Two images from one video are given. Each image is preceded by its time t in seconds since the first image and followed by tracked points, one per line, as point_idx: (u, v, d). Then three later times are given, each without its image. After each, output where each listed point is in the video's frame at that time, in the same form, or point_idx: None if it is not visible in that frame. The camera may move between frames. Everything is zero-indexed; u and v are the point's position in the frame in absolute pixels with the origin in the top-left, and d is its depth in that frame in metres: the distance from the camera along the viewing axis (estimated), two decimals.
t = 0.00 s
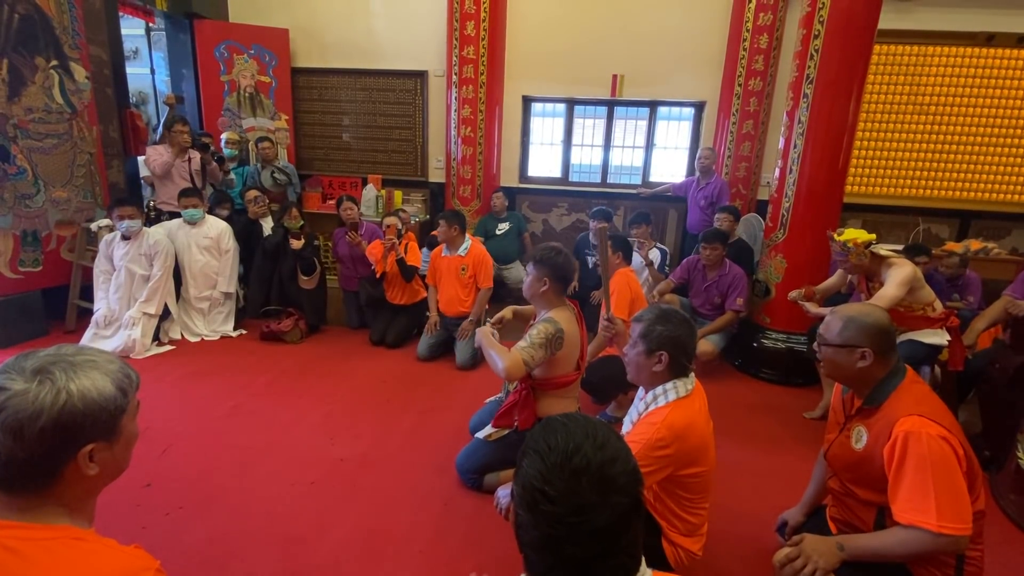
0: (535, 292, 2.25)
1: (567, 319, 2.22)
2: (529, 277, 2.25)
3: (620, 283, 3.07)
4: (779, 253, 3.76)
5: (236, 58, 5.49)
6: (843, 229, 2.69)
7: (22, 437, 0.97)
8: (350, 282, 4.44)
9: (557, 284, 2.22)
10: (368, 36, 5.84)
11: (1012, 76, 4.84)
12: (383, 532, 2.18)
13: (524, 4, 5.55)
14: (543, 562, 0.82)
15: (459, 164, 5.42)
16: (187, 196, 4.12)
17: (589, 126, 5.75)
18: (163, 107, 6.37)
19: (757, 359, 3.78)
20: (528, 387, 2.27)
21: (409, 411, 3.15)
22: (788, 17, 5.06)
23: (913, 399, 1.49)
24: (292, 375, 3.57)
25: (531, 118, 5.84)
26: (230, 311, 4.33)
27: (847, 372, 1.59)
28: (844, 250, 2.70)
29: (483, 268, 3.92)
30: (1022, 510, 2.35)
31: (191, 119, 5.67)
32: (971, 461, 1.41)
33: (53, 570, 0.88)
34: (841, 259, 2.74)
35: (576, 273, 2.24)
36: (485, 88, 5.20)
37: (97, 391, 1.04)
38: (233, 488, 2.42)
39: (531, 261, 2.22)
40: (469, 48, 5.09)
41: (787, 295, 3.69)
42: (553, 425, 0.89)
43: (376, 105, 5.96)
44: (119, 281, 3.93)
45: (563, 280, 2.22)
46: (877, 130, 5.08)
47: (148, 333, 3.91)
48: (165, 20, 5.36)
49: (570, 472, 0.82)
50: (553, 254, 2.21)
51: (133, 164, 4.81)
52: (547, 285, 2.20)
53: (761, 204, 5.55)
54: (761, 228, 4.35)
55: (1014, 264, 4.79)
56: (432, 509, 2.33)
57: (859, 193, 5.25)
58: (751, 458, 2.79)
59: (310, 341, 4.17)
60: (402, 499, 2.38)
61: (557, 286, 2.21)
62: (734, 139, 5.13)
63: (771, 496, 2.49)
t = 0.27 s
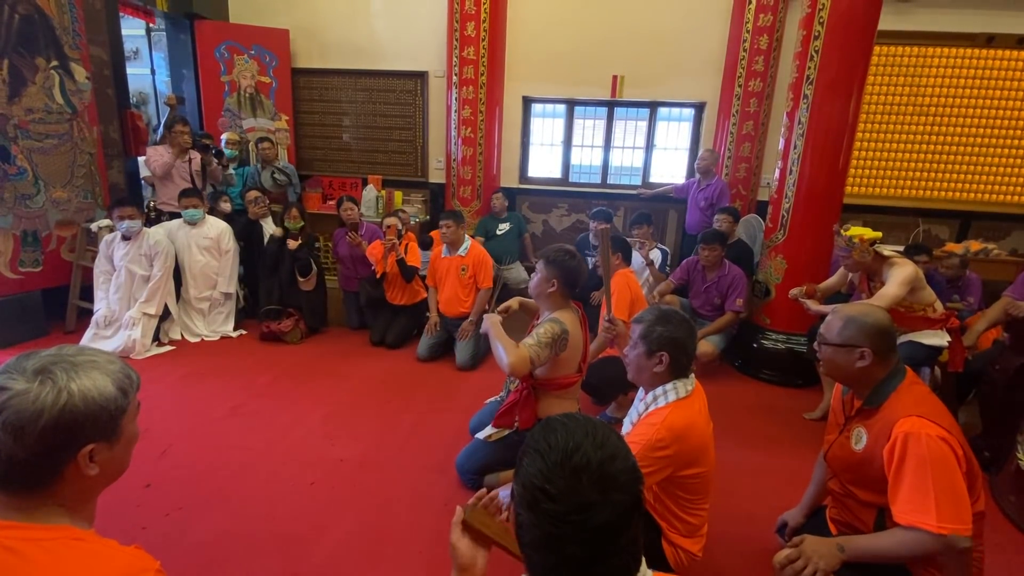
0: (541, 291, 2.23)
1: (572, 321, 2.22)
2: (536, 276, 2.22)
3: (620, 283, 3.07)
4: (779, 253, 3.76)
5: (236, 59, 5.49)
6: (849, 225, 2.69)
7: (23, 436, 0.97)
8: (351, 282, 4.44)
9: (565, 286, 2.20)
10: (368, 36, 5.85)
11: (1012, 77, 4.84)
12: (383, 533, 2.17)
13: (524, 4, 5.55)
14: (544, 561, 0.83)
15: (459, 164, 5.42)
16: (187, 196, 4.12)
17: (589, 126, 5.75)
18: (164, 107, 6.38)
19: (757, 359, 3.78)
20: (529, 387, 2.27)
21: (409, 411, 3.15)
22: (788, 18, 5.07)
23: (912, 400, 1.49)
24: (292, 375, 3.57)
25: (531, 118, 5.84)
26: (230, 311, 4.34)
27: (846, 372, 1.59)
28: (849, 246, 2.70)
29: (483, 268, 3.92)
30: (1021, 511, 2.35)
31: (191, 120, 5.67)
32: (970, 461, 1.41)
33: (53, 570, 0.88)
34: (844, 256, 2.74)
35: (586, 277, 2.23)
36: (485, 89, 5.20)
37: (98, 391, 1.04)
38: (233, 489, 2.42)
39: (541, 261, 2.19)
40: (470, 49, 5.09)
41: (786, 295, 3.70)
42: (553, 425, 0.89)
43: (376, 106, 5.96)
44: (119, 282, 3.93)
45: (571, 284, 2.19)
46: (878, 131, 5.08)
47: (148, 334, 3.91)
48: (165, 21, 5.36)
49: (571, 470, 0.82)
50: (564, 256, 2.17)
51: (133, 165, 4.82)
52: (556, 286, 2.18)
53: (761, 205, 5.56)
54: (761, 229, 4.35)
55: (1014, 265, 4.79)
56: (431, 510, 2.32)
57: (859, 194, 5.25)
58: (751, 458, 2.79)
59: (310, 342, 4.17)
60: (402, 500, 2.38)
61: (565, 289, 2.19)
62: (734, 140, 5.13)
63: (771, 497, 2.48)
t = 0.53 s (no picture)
0: (546, 291, 2.21)
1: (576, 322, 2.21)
2: (542, 276, 2.20)
3: (620, 284, 3.06)
4: (778, 254, 3.76)
5: (237, 59, 5.49)
6: (848, 227, 2.68)
7: (26, 434, 0.97)
8: (351, 283, 4.45)
9: (571, 289, 2.19)
10: (368, 37, 5.85)
11: (1012, 78, 4.84)
12: (383, 533, 2.18)
13: (524, 5, 5.55)
14: (548, 562, 0.83)
15: (459, 165, 5.42)
16: (188, 196, 4.12)
17: (589, 127, 5.76)
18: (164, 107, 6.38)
19: (757, 360, 3.78)
20: (528, 386, 2.27)
21: (409, 411, 3.15)
22: (788, 19, 5.07)
23: (912, 401, 1.49)
24: (292, 375, 3.57)
25: (532, 119, 5.85)
26: (230, 311, 4.34)
27: (845, 372, 1.59)
28: (848, 248, 2.69)
29: (483, 268, 3.92)
30: (1021, 512, 2.35)
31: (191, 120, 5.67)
32: (970, 462, 1.42)
33: (54, 569, 0.88)
34: (844, 257, 2.74)
35: (594, 283, 2.21)
36: (485, 89, 5.20)
37: (101, 390, 1.04)
38: (233, 489, 2.42)
39: (551, 261, 2.17)
40: (470, 50, 5.09)
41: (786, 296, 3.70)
42: (556, 425, 0.89)
43: (376, 106, 5.96)
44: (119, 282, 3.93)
45: (579, 287, 2.18)
46: (877, 132, 5.09)
47: (148, 334, 3.91)
48: (165, 21, 5.36)
49: (575, 471, 0.83)
50: (573, 259, 2.15)
51: (133, 165, 4.82)
52: (562, 288, 2.16)
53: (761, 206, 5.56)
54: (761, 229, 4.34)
55: (1013, 266, 4.79)
56: (431, 510, 2.32)
57: (859, 195, 5.26)
58: (751, 459, 2.79)
59: (310, 342, 4.18)
60: (402, 501, 2.38)
61: (571, 292, 2.17)
62: (734, 140, 5.13)
63: (771, 497, 2.49)
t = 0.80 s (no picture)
0: (549, 290, 2.20)
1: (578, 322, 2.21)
2: (546, 276, 2.19)
3: (620, 285, 3.06)
4: (779, 255, 3.76)
5: (237, 59, 5.49)
6: (842, 233, 2.69)
7: (26, 434, 0.97)
8: (350, 283, 4.45)
9: (575, 290, 2.18)
10: (368, 37, 5.85)
11: (1012, 79, 4.84)
12: (382, 533, 2.17)
13: (524, 6, 5.55)
14: (548, 561, 0.82)
15: (459, 165, 5.42)
16: (189, 196, 4.12)
17: (589, 128, 5.76)
18: (164, 107, 6.38)
19: (756, 361, 3.78)
20: (527, 385, 2.27)
21: (409, 412, 3.15)
22: (788, 20, 5.07)
23: (909, 400, 1.49)
24: (292, 375, 3.57)
25: (532, 120, 5.85)
26: (230, 311, 4.34)
27: (845, 371, 1.60)
28: (844, 253, 2.69)
29: (483, 268, 3.92)
30: (1020, 512, 2.35)
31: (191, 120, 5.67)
32: (968, 461, 1.41)
33: (54, 568, 0.88)
34: (841, 262, 2.73)
35: (598, 286, 2.20)
36: (485, 90, 5.21)
37: (101, 389, 1.04)
38: (232, 489, 2.42)
39: (557, 261, 2.15)
40: (470, 50, 5.09)
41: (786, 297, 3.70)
42: (554, 424, 0.89)
43: (376, 106, 5.96)
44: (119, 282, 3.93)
45: (582, 289, 2.17)
46: (877, 133, 5.09)
47: (148, 333, 3.91)
48: (165, 21, 5.36)
49: (574, 470, 0.83)
50: (578, 263, 2.13)
51: (133, 165, 4.82)
52: (565, 289, 2.16)
53: (760, 206, 5.56)
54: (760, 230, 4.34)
55: (1013, 267, 4.80)
56: (431, 510, 2.32)
57: (858, 196, 5.26)
58: (750, 460, 2.79)
59: (309, 342, 4.18)
60: (402, 501, 2.38)
61: (574, 294, 2.17)
62: (734, 141, 5.13)
63: (771, 498, 2.48)
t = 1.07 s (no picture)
0: (552, 291, 2.20)
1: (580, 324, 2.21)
2: (551, 276, 2.19)
3: (620, 285, 3.06)
4: (778, 255, 3.76)
5: (237, 59, 5.49)
6: (844, 233, 2.69)
7: (25, 434, 0.97)
8: (350, 283, 4.45)
9: (578, 293, 2.18)
10: (369, 37, 5.85)
11: (1012, 80, 4.85)
12: (382, 534, 2.18)
13: (525, 6, 5.56)
14: (550, 565, 0.83)
15: (459, 165, 5.42)
16: (189, 196, 4.11)
17: (589, 128, 5.77)
18: (164, 107, 6.38)
19: (756, 361, 3.78)
20: (526, 384, 2.27)
21: (409, 412, 3.15)
22: (787, 21, 5.08)
23: (907, 399, 1.49)
24: (292, 375, 3.57)
25: (532, 120, 5.85)
26: (230, 311, 4.34)
27: (842, 370, 1.60)
28: (844, 253, 2.69)
29: (483, 269, 3.92)
30: (1020, 513, 2.35)
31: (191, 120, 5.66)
32: (966, 460, 1.41)
33: (54, 569, 0.88)
34: (841, 262, 2.73)
35: (602, 290, 2.20)
36: (486, 90, 5.21)
37: (100, 390, 1.04)
38: (232, 489, 2.42)
39: (563, 262, 2.14)
40: (470, 50, 5.09)
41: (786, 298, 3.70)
42: (556, 428, 0.90)
43: (377, 106, 5.97)
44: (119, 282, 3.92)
45: (585, 292, 2.17)
46: (877, 134, 5.09)
47: (147, 333, 3.91)
48: (165, 21, 5.36)
49: (576, 474, 0.83)
50: (584, 266, 2.12)
51: (133, 165, 4.81)
52: (568, 291, 2.15)
53: (760, 207, 5.57)
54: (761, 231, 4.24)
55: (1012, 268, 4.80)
56: (430, 510, 2.32)
57: (858, 197, 5.27)
58: (750, 460, 2.79)
59: (309, 342, 4.18)
60: (402, 501, 2.38)
61: (577, 296, 2.16)
62: (734, 142, 5.14)
63: (770, 498, 2.49)
